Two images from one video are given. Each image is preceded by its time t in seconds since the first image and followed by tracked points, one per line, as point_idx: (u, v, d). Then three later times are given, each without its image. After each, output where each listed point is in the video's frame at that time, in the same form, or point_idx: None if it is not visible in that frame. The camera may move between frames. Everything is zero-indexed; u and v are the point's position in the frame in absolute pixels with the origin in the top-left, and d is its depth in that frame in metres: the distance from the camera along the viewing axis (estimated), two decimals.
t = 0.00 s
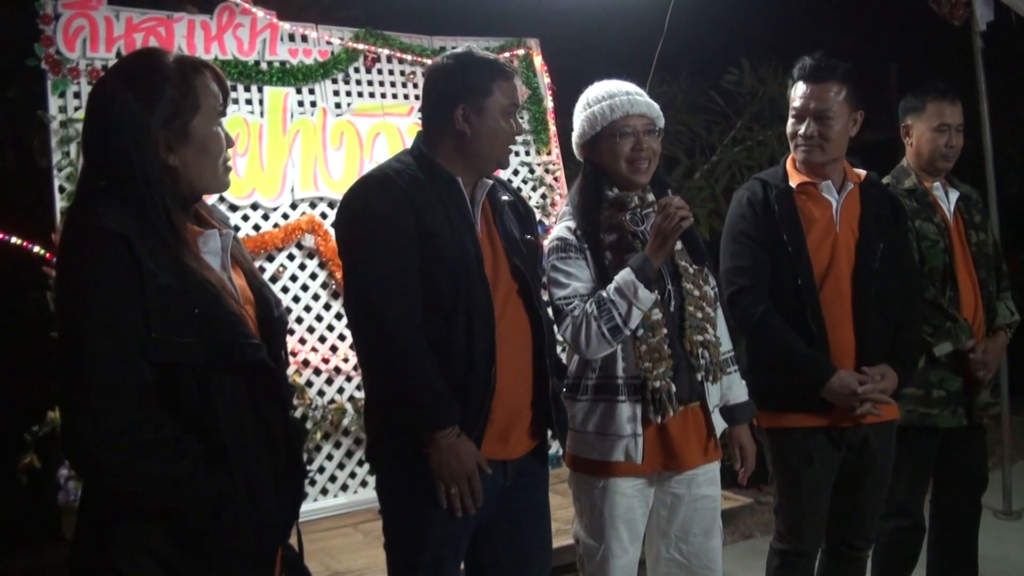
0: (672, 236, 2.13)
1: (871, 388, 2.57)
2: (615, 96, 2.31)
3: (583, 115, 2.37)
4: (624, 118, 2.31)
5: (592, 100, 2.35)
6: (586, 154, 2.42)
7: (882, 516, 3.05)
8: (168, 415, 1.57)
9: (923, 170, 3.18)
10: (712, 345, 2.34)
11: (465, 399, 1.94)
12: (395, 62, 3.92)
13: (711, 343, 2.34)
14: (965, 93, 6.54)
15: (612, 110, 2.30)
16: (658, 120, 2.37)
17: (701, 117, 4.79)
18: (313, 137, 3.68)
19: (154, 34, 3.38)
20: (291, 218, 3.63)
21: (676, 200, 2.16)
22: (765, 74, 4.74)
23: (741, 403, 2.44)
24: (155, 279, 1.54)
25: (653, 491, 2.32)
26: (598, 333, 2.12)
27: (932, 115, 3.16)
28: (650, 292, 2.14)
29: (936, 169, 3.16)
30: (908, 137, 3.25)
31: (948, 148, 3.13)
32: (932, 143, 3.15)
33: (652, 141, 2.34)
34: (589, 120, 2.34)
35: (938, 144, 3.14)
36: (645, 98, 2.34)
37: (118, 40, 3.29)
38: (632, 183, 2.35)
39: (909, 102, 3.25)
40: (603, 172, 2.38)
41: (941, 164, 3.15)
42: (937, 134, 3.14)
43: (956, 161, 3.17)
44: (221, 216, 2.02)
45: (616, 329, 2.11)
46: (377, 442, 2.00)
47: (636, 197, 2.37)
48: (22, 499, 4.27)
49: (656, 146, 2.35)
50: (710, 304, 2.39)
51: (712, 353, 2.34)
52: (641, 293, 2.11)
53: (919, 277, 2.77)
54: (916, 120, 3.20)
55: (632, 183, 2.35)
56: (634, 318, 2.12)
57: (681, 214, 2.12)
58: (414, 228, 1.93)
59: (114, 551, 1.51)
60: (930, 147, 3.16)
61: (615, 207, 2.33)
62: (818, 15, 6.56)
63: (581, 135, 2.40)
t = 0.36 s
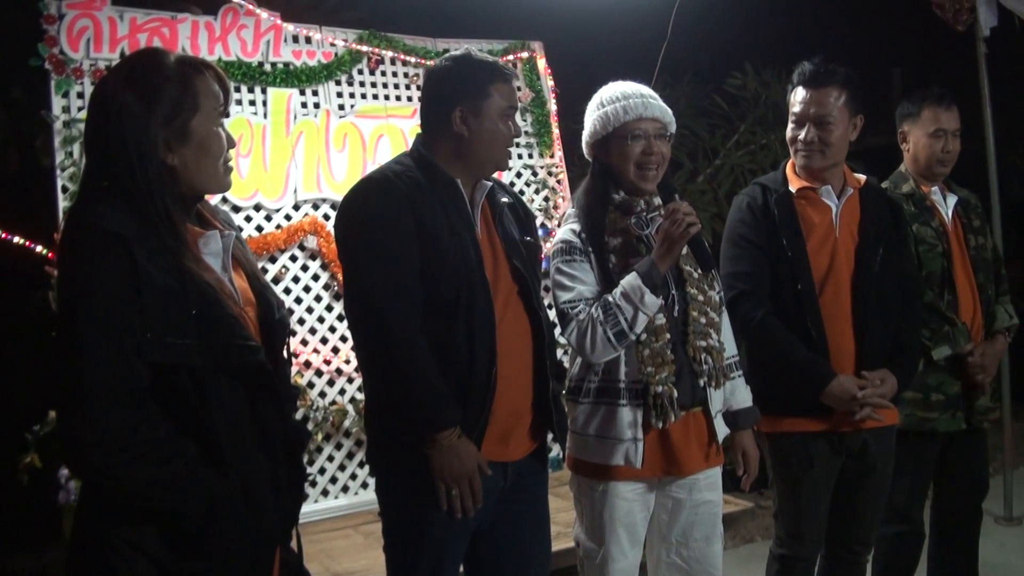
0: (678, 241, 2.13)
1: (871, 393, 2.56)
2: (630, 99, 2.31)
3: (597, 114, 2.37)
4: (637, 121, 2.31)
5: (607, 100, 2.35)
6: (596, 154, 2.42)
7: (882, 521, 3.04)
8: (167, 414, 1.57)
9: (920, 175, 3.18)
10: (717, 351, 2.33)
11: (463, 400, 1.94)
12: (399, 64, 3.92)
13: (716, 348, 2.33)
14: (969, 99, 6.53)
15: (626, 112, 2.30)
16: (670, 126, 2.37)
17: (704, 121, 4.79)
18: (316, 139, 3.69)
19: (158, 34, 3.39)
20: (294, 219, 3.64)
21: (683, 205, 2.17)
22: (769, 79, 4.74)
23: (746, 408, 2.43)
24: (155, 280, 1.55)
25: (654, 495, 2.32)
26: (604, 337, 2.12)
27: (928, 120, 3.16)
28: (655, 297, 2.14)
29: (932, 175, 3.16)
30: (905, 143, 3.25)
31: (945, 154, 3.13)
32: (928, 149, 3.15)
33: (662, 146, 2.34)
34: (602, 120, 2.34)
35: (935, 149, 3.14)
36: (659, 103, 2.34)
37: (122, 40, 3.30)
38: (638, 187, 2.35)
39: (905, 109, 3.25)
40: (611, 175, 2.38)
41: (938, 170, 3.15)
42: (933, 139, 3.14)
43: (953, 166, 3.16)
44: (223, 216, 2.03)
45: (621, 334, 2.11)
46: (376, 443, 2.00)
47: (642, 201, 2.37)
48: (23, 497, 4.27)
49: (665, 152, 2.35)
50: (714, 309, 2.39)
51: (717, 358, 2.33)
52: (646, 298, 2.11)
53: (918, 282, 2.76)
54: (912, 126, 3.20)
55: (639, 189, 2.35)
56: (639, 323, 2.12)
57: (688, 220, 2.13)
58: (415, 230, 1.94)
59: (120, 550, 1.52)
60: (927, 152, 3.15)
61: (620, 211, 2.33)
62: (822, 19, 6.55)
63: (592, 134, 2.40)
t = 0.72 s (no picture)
0: (679, 245, 2.13)
1: (874, 396, 2.56)
2: (637, 101, 2.31)
3: (604, 113, 2.36)
4: (643, 124, 2.31)
5: (615, 99, 2.34)
6: (599, 155, 2.41)
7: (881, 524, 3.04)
8: (165, 413, 1.57)
9: (916, 179, 3.17)
10: (718, 354, 2.33)
11: (462, 400, 1.94)
12: (402, 64, 3.92)
13: (717, 352, 2.33)
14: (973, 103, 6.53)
15: (632, 113, 2.30)
16: (675, 129, 2.37)
17: (707, 123, 4.78)
18: (319, 138, 3.69)
19: (162, 32, 3.39)
20: (296, 218, 3.64)
21: (685, 208, 2.16)
22: (772, 81, 4.73)
23: (748, 412, 2.42)
24: (154, 278, 1.55)
25: (654, 498, 2.32)
26: (604, 342, 2.12)
27: (924, 124, 3.16)
28: (657, 302, 2.14)
29: (929, 178, 3.15)
30: (903, 148, 3.26)
31: (941, 158, 3.12)
32: (926, 153, 3.14)
33: (667, 149, 2.34)
34: (609, 120, 2.33)
35: (931, 153, 3.13)
36: (666, 106, 2.34)
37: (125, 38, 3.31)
38: (641, 188, 2.35)
39: (903, 113, 3.25)
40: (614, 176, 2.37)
41: (935, 174, 3.14)
42: (930, 143, 3.14)
43: (950, 170, 3.15)
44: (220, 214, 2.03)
45: (622, 339, 2.11)
46: (374, 443, 2.00)
47: (644, 203, 2.37)
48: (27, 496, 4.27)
49: (671, 156, 2.35)
50: (716, 312, 2.38)
51: (718, 362, 2.33)
52: (648, 303, 2.11)
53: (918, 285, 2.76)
54: (909, 130, 3.21)
55: (643, 190, 2.35)
56: (640, 327, 2.11)
57: (690, 224, 2.12)
58: (413, 230, 1.94)
59: (116, 549, 1.52)
60: (924, 156, 3.15)
61: (621, 214, 2.33)
62: (826, 22, 6.55)
63: (597, 134, 2.39)
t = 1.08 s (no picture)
0: (675, 246, 2.12)
1: (874, 399, 2.56)
2: (632, 100, 2.30)
3: (599, 114, 2.36)
4: (639, 123, 2.30)
5: (609, 100, 2.34)
6: (597, 155, 2.41)
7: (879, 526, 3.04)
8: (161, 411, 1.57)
9: (915, 182, 3.17)
10: (717, 356, 2.33)
11: (459, 399, 1.94)
12: (405, 63, 3.92)
13: (716, 353, 2.33)
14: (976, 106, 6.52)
15: (628, 113, 2.29)
16: (672, 128, 2.37)
17: (710, 124, 4.79)
18: (321, 136, 3.69)
19: (164, 29, 3.39)
20: (297, 216, 3.64)
21: (680, 209, 2.15)
22: (774, 83, 4.73)
23: (747, 412, 2.42)
24: (150, 275, 1.54)
25: (652, 500, 2.31)
26: (601, 345, 2.12)
27: (923, 126, 3.16)
28: (654, 305, 2.13)
29: (927, 181, 3.15)
30: (902, 150, 3.26)
31: (940, 160, 3.12)
32: (924, 155, 3.14)
33: (665, 148, 2.34)
34: (605, 120, 2.33)
35: (930, 156, 3.13)
36: (662, 105, 2.34)
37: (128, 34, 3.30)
38: (639, 189, 2.35)
39: (902, 116, 3.26)
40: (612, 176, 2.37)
41: (934, 176, 3.14)
42: (928, 146, 3.14)
43: (949, 172, 3.15)
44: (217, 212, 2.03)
45: (618, 341, 2.11)
46: (372, 442, 2.00)
47: (642, 204, 2.37)
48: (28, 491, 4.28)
49: (668, 153, 2.35)
50: (715, 314, 2.38)
51: (717, 363, 2.33)
52: (645, 305, 2.11)
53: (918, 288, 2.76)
54: (908, 133, 3.21)
55: (642, 190, 2.35)
56: (636, 330, 2.11)
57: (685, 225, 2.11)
58: (409, 228, 1.94)
59: (108, 546, 1.52)
60: (923, 159, 3.15)
61: (619, 214, 2.32)
62: (830, 23, 6.55)
63: (594, 134, 2.39)
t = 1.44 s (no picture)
0: (672, 247, 2.12)
1: (874, 401, 2.56)
2: (629, 101, 2.30)
3: (596, 115, 2.36)
4: (636, 123, 2.30)
5: (606, 101, 2.34)
6: (594, 156, 2.41)
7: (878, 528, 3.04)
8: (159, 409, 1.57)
9: (920, 184, 3.18)
10: (714, 356, 2.33)
11: (457, 399, 1.94)
12: (406, 62, 3.92)
13: (712, 354, 2.33)
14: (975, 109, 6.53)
15: (625, 114, 2.29)
16: (668, 128, 2.37)
17: (710, 125, 4.80)
18: (321, 135, 3.69)
19: (165, 28, 3.39)
20: (297, 215, 3.64)
21: (677, 209, 2.15)
22: (775, 84, 4.73)
23: (744, 412, 2.42)
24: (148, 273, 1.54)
25: (650, 500, 2.31)
26: (599, 346, 2.12)
27: (925, 128, 3.16)
28: (651, 306, 2.13)
29: (931, 183, 3.15)
30: (905, 152, 3.26)
31: (943, 161, 3.11)
32: (927, 157, 3.14)
33: (662, 149, 2.34)
34: (602, 121, 2.33)
35: (933, 157, 3.13)
36: (658, 105, 2.34)
37: (129, 33, 3.30)
38: (637, 190, 2.36)
39: (905, 118, 3.26)
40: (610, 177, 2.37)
41: (938, 178, 3.14)
42: (932, 148, 3.14)
43: (952, 174, 3.15)
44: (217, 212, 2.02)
45: (616, 342, 2.11)
46: (370, 442, 2.00)
47: (638, 205, 2.36)
48: (27, 489, 4.28)
49: (665, 154, 2.35)
50: (712, 315, 2.38)
51: (715, 364, 2.33)
52: (643, 305, 2.11)
53: (917, 290, 2.76)
54: (912, 135, 3.21)
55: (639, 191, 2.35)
56: (634, 331, 2.12)
57: (682, 225, 2.10)
58: (405, 226, 1.94)
59: (101, 543, 1.52)
60: (926, 161, 3.15)
61: (616, 215, 2.33)
62: (830, 24, 6.55)
63: (590, 134, 2.39)
